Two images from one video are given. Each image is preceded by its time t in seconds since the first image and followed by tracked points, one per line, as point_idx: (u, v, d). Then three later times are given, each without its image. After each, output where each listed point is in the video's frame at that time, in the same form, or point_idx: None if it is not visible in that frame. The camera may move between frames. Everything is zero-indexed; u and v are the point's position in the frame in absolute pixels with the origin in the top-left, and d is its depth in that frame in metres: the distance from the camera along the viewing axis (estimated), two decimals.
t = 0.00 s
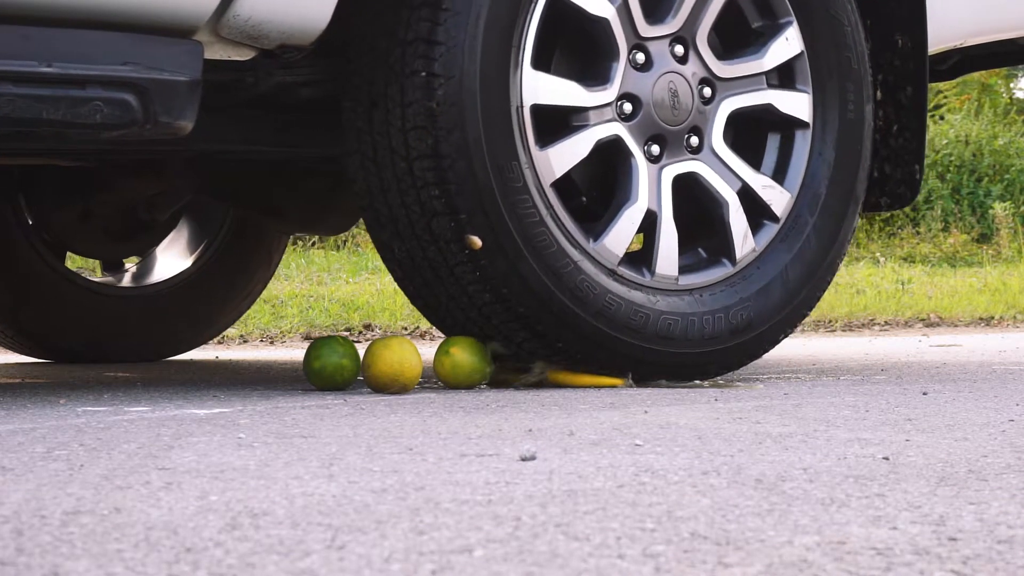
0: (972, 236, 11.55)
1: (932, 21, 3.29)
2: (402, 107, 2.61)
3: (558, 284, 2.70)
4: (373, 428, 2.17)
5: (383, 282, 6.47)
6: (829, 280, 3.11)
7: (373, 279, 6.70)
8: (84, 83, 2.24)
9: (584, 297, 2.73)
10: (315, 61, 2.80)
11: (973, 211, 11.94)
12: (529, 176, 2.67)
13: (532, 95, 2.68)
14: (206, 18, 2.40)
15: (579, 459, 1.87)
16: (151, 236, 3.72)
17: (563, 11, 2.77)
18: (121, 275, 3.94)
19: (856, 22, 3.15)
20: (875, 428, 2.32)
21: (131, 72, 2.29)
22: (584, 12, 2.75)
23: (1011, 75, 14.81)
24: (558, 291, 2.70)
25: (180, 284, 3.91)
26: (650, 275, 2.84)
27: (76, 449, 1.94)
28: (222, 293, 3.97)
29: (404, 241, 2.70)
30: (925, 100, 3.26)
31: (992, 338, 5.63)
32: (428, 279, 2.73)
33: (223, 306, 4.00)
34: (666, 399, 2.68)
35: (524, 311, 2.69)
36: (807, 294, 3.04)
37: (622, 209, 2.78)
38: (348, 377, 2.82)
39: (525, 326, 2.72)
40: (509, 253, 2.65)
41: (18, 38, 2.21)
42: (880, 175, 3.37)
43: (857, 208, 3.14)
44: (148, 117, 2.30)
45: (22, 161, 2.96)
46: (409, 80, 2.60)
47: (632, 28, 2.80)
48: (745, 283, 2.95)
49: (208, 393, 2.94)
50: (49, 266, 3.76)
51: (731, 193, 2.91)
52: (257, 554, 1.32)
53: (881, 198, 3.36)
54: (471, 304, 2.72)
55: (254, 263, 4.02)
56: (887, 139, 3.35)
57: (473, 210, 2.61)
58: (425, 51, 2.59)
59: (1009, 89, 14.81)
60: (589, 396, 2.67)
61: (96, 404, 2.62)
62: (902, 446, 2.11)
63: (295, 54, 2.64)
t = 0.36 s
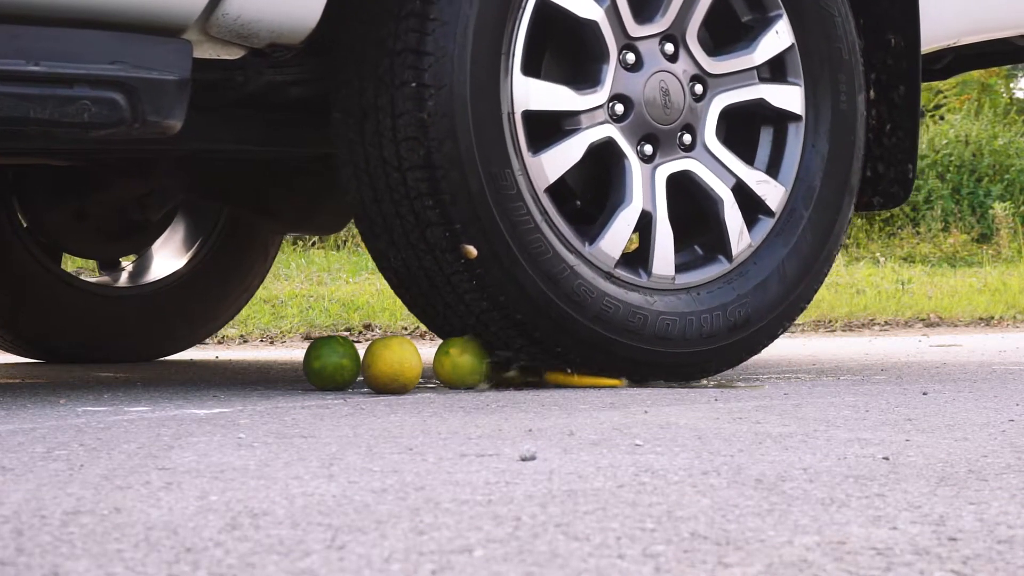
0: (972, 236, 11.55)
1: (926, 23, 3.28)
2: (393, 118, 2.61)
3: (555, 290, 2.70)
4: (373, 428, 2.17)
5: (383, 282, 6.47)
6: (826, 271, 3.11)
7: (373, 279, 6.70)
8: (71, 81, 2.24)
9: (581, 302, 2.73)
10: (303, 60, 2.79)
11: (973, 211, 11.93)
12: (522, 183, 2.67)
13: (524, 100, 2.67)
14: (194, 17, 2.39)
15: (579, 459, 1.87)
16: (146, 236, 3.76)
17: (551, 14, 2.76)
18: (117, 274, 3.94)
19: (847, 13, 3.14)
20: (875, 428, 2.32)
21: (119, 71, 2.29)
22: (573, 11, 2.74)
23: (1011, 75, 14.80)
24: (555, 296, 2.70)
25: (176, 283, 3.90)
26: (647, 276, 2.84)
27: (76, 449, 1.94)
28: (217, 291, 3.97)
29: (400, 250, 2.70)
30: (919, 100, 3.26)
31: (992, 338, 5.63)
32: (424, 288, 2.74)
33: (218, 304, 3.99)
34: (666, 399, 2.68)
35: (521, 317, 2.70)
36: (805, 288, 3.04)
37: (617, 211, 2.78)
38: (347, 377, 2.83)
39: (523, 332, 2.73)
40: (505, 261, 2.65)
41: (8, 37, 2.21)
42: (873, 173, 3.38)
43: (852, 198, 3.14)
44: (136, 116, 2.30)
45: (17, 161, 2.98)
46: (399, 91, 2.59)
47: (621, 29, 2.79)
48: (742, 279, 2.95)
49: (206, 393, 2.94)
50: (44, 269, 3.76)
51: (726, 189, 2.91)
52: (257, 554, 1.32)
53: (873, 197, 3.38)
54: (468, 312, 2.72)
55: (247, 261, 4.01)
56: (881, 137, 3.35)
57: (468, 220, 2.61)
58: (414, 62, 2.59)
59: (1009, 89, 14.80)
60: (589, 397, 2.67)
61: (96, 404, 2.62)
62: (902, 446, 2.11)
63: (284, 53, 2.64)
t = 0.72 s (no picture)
0: (972, 236, 11.54)
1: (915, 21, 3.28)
2: (382, 132, 2.61)
3: (552, 296, 2.70)
4: (373, 428, 2.17)
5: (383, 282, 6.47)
6: (821, 261, 3.11)
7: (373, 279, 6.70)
8: (55, 80, 2.24)
9: (578, 308, 2.74)
10: (290, 58, 2.79)
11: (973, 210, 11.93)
12: (515, 191, 2.67)
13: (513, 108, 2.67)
14: (180, 17, 2.39)
15: (579, 459, 1.87)
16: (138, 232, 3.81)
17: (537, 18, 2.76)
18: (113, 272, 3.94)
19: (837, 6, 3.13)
20: (875, 428, 2.33)
21: (103, 69, 2.29)
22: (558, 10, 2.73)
23: (1012, 75, 14.80)
24: (551, 303, 2.70)
25: (171, 283, 3.90)
26: (643, 276, 2.84)
27: (76, 449, 1.94)
28: (213, 288, 3.97)
29: (395, 262, 2.71)
30: (909, 99, 3.24)
31: (992, 338, 5.63)
32: (421, 297, 2.75)
33: (214, 302, 4.00)
34: (666, 399, 2.68)
35: (518, 325, 2.71)
36: (802, 277, 3.05)
37: (611, 214, 2.78)
38: (347, 377, 2.83)
39: (521, 339, 2.74)
40: (501, 273, 2.65)
41: None
42: (864, 172, 3.36)
43: (845, 185, 3.13)
44: (120, 115, 2.30)
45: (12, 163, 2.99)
46: (387, 106, 2.59)
47: (607, 28, 2.78)
48: (738, 274, 2.94)
49: (206, 392, 2.94)
50: (41, 273, 3.78)
51: (719, 184, 2.91)
52: (257, 554, 1.32)
53: (864, 196, 3.37)
54: (466, 321, 2.74)
55: (242, 259, 4.00)
56: (871, 137, 3.33)
57: (461, 232, 2.62)
58: (400, 75, 2.58)
59: (1009, 89, 14.79)
60: (588, 397, 2.67)
61: (96, 404, 2.62)
62: (902, 446, 2.11)
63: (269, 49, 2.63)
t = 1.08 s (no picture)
0: (972, 236, 11.54)
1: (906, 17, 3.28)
2: (371, 145, 2.60)
3: (549, 302, 2.71)
4: (373, 428, 2.17)
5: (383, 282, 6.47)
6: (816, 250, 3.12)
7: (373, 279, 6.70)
8: (39, 78, 2.23)
9: (576, 312, 2.74)
10: (277, 57, 2.77)
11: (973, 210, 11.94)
12: (507, 198, 2.66)
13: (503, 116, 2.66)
14: (167, 16, 2.38)
15: (579, 459, 1.87)
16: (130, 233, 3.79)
17: (524, 23, 2.74)
18: (109, 271, 3.95)
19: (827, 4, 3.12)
20: (875, 428, 2.33)
21: (88, 67, 2.28)
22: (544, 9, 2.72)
23: (1012, 75, 14.79)
24: (549, 307, 2.71)
25: (165, 283, 3.90)
26: (639, 276, 2.84)
27: (76, 449, 1.94)
28: (206, 286, 3.98)
29: (391, 273, 2.71)
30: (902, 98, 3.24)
31: (992, 338, 5.63)
32: (418, 306, 2.75)
33: (208, 301, 4.02)
34: (666, 399, 2.68)
35: (517, 331, 2.72)
36: (798, 267, 3.05)
37: (605, 214, 2.77)
38: (347, 377, 2.83)
39: (519, 345, 2.75)
40: (497, 281, 2.66)
41: None
42: (855, 171, 3.36)
43: (838, 174, 3.13)
44: (105, 113, 2.30)
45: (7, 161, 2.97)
46: (376, 118, 2.58)
47: (593, 27, 2.77)
48: (734, 268, 2.95)
49: (205, 392, 2.94)
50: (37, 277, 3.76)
51: (712, 179, 2.90)
52: (257, 554, 1.32)
53: (855, 194, 3.35)
54: (464, 328, 2.74)
55: (234, 257, 4.01)
56: (862, 135, 3.33)
57: (455, 242, 2.62)
58: (388, 88, 2.57)
59: (1009, 89, 14.79)
60: (587, 397, 2.67)
61: (97, 405, 2.62)
62: (902, 446, 2.11)
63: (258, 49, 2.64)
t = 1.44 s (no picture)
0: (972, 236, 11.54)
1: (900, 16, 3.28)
2: (365, 154, 2.60)
3: (548, 306, 2.71)
4: (373, 428, 2.17)
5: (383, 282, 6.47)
6: (812, 243, 3.12)
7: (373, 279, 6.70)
8: (28, 76, 2.23)
9: (574, 315, 2.74)
10: (271, 55, 2.78)
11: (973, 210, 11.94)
12: (502, 205, 2.66)
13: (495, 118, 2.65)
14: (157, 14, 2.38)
15: (579, 459, 1.87)
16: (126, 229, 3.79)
17: (515, 27, 2.73)
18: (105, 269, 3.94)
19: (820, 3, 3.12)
20: (875, 428, 2.33)
21: (77, 66, 2.28)
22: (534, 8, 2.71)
23: (1012, 75, 14.78)
24: (548, 309, 2.71)
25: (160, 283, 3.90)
26: (636, 275, 2.84)
27: (76, 449, 1.94)
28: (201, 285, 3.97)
29: (388, 281, 2.71)
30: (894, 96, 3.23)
31: (992, 339, 5.63)
32: (416, 313, 2.75)
33: (200, 302, 4.01)
34: (666, 399, 2.68)
35: (516, 337, 2.72)
36: (795, 258, 3.05)
37: (601, 216, 2.78)
38: (347, 376, 2.83)
39: (520, 349, 2.75)
40: (495, 287, 2.65)
41: None
42: (848, 170, 3.36)
43: (832, 163, 3.13)
44: (94, 111, 2.30)
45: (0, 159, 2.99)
46: (368, 128, 2.58)
47: (583, 28, 2.76)
48: (731, 263, 2.95)
49: (205, 392, 2.94)
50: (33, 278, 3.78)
51: (707, 175, 2.91)
52: (257, 554, 1.32)
53: (849, 193, 3.35)
54: (462, 333, 2.74)
55: (228, 257, 4.00)
56: (856, 134, 3.33)
57: (452, 250, 2.62)
58: (380, 97, 2.56)
59: (1009, 89, 14.78)
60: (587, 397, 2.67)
61: (96, 404, 2.63)
62: (902, 446, 2.11)
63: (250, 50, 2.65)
